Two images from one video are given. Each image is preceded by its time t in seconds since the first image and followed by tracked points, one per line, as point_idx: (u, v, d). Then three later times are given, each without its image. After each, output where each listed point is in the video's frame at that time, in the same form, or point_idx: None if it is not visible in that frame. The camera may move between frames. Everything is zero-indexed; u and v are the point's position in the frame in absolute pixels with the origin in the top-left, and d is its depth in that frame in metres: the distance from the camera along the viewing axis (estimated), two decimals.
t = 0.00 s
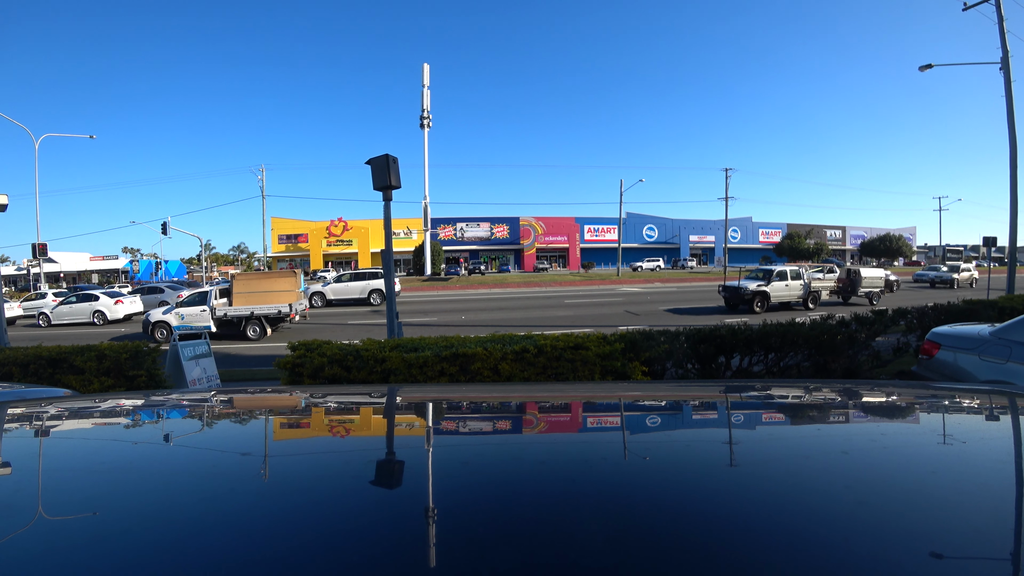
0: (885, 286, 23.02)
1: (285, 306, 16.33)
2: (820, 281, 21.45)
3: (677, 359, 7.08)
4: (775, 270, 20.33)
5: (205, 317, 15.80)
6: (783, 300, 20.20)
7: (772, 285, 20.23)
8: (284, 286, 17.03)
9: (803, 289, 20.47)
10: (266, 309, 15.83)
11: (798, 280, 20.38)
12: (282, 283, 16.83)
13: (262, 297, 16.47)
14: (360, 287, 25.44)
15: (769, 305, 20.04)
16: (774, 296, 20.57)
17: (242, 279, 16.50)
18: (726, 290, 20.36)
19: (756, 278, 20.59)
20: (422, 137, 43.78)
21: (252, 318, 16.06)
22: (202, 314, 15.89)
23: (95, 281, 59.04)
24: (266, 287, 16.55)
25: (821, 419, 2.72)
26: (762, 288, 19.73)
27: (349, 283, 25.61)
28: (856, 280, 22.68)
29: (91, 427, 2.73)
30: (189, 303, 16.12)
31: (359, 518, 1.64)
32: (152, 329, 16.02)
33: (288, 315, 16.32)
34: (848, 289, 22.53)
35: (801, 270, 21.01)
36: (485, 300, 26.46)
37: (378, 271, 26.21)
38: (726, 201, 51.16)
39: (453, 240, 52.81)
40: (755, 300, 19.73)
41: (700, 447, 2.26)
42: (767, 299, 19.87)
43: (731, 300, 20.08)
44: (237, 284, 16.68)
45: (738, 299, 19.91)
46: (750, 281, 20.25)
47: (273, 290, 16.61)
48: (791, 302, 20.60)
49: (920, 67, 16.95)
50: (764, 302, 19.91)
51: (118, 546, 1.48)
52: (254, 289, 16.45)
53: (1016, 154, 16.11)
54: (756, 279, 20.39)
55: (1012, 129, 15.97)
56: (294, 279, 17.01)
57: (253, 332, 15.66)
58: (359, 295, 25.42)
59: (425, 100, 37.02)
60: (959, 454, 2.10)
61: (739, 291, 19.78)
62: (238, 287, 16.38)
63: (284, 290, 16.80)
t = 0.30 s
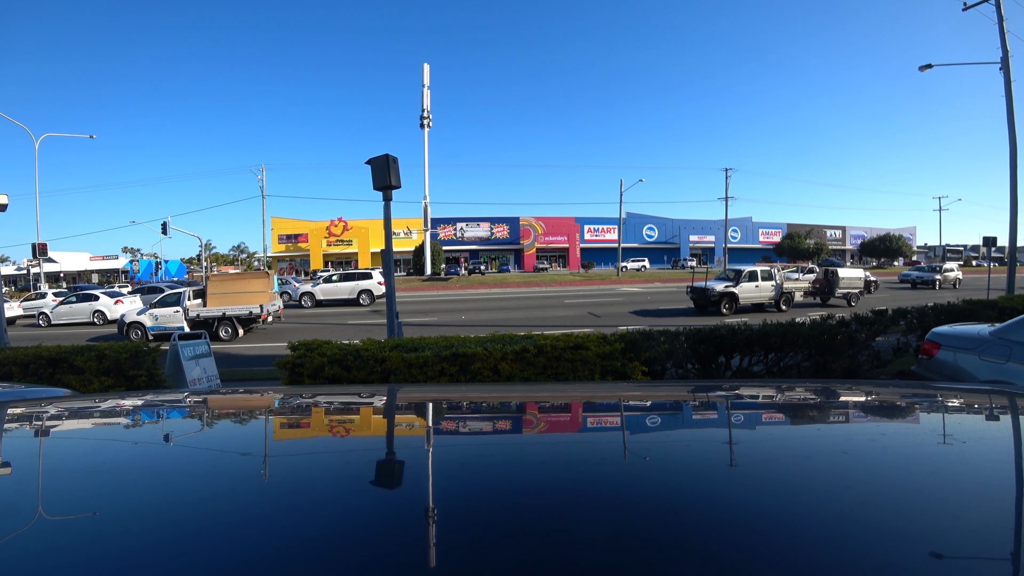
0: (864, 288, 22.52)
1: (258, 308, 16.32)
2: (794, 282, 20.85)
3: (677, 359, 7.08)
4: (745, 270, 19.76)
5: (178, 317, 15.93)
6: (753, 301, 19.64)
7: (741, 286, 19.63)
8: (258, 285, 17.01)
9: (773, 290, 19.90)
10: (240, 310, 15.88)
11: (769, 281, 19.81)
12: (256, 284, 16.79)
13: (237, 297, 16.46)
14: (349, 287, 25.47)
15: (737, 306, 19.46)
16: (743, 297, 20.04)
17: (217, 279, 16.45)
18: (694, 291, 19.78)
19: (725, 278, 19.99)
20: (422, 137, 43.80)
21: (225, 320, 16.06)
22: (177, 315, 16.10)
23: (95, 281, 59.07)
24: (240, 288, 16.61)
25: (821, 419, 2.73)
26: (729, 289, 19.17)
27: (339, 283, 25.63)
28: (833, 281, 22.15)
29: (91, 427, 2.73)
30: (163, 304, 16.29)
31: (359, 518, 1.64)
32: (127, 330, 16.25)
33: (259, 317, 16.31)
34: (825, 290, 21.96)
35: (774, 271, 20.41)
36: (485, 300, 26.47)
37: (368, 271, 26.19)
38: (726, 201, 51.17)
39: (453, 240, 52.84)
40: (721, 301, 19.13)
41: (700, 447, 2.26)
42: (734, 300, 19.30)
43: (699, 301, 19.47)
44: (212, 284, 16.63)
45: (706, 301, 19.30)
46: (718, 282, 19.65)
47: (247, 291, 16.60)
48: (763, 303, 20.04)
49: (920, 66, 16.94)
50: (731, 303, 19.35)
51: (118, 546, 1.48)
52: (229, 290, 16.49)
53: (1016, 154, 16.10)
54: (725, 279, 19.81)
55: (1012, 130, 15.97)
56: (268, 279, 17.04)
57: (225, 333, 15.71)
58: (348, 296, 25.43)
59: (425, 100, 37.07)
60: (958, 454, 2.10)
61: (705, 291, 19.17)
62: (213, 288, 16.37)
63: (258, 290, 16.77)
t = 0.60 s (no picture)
0: (842, 288, 22.12)
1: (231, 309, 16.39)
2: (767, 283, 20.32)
3: (677, 359, 7.08)
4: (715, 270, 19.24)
5: (154, 318, 16.08)
6: (722, 302, 19.18)
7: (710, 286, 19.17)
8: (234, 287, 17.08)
9: (744, 291, 19.43)
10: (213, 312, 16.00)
11: (740, 282, 19.29)
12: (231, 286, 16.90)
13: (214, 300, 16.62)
14: (340, 288, 25.51)
15: (705, 308, 18.99)
16: (713, 297, 19.59)
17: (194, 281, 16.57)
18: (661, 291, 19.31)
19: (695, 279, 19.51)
20: (422, 137, 43.81)
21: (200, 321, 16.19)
22: (153, 315, 16.30)
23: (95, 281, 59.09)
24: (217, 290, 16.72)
25: (820, 419, 2.73)
26: (697, 290, 18.69)
27: (330, 283, 25.65)
28: (810, 282, 21.61)
29: (91, 427, 2.73)
30: (139, 305, 16.45)
31: (359, 517, 1.64)
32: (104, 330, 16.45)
33: (233, 318, 16.30)
34: (801, 291, 21.46)
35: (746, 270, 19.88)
36: (485, 300, 26.47)
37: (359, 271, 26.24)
38: (726, 201, 51.21)
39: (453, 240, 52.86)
40: (687, 302, 18.67)
41: (700, 448, 2.26)
42: (702, 302, 18.86)
43: (665, 302, 19.06)
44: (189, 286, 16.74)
45: (672, 303, 18.87)
46: (687, 282, 19.16)
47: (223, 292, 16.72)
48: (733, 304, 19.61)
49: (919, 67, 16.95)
50: (698, 304, 18.89)
51: (118, 545, 1.49)
52: (204, 291, 16.67)
53: (1016, 155, 16.13)
54: (694, 279, 19.30)
55: (1012, 130, 15.98)
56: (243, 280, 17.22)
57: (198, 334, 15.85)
58: (339, 296, 25.50)
59: (425, 100, 37.14)
60: (958, 454, 2.11)
61: (671, 292, 18.77)
62: (190, 290, 16.53)
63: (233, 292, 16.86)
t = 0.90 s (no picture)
0: (822, 287, 21.54)
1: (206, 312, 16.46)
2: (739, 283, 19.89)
3: (677, 358, 7.08)
4: (683, 270, 18.90)
5: (132, 320, 16.30)
6: (691, 303, 18.81)
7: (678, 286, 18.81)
8: (212, 288, 17.05)
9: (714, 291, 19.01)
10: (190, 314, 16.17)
11: (709, 282, 18.91)
12: (209, 288, 16.86)
13: (192, 302, 16.71)
14: (332, 288, 25.47)
15: (672, 309, 18.62)
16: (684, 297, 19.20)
17: (172, 284, 16.54)
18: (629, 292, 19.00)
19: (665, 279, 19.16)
20: (422, 138, 43.83)
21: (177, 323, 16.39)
22: (132, 317, 16.53)
23: (96, 282, 59.17)
24: (194, 292, 16.73)
25: (821, 419, 2.73)
26: (664, 290, 18.38)
27: (321, 284, 25.63)
28: (787, 282, 21.16)
29: (90, 427, 2.71)
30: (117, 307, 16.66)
31: (360, 517, 1.64)
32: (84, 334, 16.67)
33: (211, 320, 16.65)
34: (776, 290, 21.01)
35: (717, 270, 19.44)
36: (486, 300, 26.48)
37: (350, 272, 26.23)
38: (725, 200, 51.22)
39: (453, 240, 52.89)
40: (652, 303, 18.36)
41: (700, 447, 2.26)
42: (669, 302, 18.51)
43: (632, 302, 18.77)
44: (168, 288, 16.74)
45: (639, 303, 18.57)
46: (655, 283, 18.85)
47: (200, 295, 16.75)
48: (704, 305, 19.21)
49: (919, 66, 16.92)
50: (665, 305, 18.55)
51: (118, 546, 1.48)
52: (182, 292, 16.69)
53: (1016, 155, 16.13)
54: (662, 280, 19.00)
55: (1012, 129, 15.96)
56: (222, 283, 17.21)
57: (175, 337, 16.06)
58: (331, 297, 25.50)
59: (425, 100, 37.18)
60: (958, 454, 2.11)
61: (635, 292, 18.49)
62: (169, 292, 16.60)
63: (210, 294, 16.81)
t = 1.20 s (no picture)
0: (801, 290, 21.01)
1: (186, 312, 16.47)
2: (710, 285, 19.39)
3: (677, 359, 7.08)
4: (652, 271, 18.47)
5: (113, 321, 16.29)
6: (660, 306, 18.30)
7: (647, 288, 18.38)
8: (192, 289, 17.04)
9: (684, 293, 18.51)
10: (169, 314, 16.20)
11: (678, 284, 18.40)
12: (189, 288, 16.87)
13: (173, 301, 16.70)
14: (325, 288, 25.50)
15: (639, 312, 18.12)
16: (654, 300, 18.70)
17: (153, 285, 16.55)
18: (595, 296, 18.53)
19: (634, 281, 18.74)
20: (422, 138, 43.89)
21: (157, 323, 16.39)
22: (112, 318, 16.51)
23: (96, 282, 59.21)
24: (175, 292, 16.74)
25: (821, 419, 2.73)
26: (630, 292, 17.92)
27: (315, 284, 25.64)
28: (763, 283, 20.77)
29: (90, 427, 2.71)
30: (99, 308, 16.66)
31: (359, 517, 1.64)
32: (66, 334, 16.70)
33: (189, 320, 16.62)
34: (753, 292, 20.63)
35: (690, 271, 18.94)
36: (486, 300, 26.49)
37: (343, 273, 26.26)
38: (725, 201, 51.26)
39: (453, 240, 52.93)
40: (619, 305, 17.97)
41: (700, 447, 2.26)
42: (635, 304, 18.03)
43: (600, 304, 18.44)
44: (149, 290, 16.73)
45: (606, 306, 18.21)
46: (622, 286, 18.44)
47: (181, 295, 16.76)
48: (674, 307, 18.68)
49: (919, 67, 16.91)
50: (632, 308, 18.08)
51: (117, 546, 1.48)
52: (163, 293, 16.71)
53: (1016, 156, 16.13)
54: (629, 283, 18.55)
55: (1012, 130, 15.95)
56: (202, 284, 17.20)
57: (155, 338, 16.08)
58: (324, 298, 25.50)
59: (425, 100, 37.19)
60: (958, 454, 2.11)
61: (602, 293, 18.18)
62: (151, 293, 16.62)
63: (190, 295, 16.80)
